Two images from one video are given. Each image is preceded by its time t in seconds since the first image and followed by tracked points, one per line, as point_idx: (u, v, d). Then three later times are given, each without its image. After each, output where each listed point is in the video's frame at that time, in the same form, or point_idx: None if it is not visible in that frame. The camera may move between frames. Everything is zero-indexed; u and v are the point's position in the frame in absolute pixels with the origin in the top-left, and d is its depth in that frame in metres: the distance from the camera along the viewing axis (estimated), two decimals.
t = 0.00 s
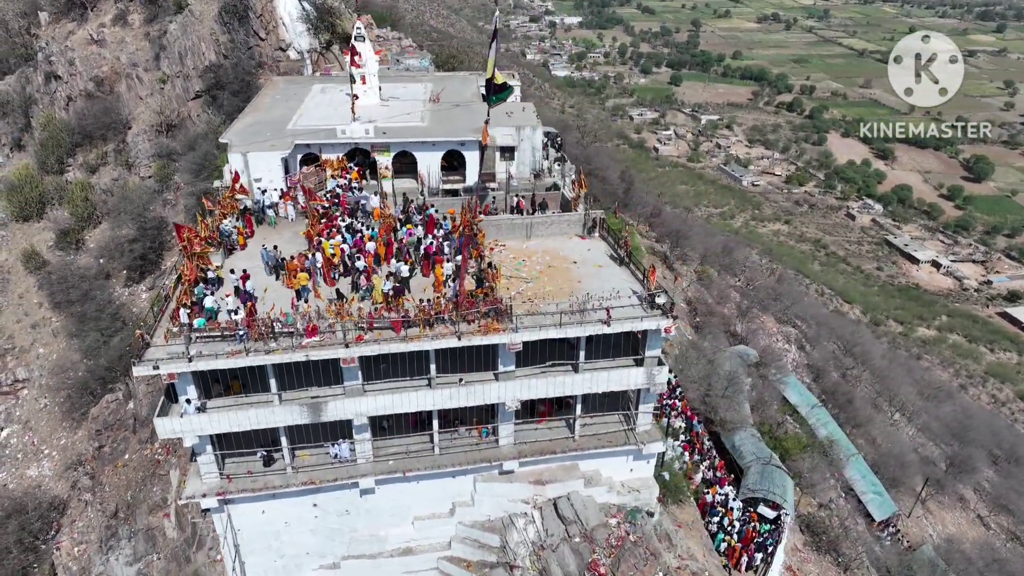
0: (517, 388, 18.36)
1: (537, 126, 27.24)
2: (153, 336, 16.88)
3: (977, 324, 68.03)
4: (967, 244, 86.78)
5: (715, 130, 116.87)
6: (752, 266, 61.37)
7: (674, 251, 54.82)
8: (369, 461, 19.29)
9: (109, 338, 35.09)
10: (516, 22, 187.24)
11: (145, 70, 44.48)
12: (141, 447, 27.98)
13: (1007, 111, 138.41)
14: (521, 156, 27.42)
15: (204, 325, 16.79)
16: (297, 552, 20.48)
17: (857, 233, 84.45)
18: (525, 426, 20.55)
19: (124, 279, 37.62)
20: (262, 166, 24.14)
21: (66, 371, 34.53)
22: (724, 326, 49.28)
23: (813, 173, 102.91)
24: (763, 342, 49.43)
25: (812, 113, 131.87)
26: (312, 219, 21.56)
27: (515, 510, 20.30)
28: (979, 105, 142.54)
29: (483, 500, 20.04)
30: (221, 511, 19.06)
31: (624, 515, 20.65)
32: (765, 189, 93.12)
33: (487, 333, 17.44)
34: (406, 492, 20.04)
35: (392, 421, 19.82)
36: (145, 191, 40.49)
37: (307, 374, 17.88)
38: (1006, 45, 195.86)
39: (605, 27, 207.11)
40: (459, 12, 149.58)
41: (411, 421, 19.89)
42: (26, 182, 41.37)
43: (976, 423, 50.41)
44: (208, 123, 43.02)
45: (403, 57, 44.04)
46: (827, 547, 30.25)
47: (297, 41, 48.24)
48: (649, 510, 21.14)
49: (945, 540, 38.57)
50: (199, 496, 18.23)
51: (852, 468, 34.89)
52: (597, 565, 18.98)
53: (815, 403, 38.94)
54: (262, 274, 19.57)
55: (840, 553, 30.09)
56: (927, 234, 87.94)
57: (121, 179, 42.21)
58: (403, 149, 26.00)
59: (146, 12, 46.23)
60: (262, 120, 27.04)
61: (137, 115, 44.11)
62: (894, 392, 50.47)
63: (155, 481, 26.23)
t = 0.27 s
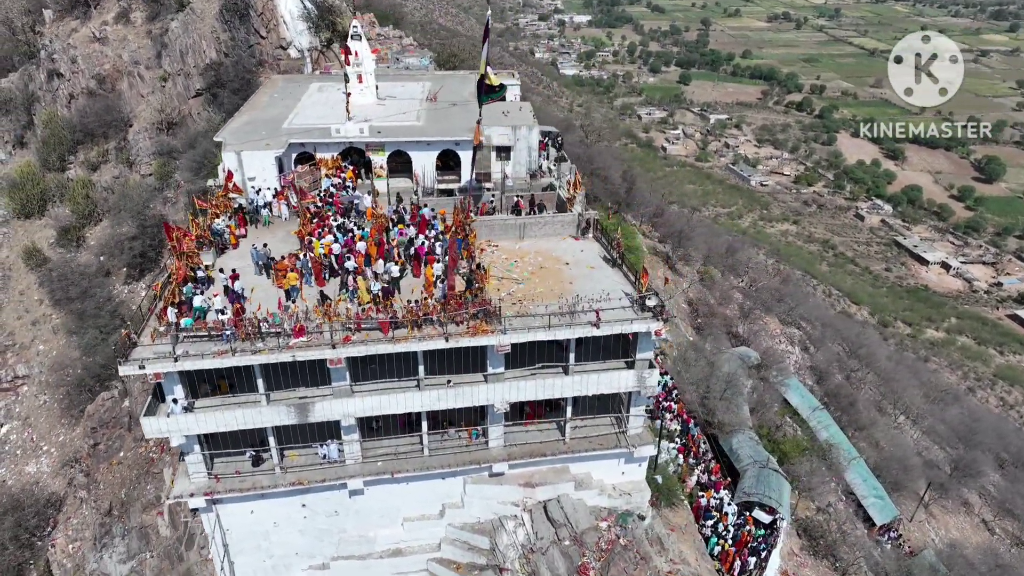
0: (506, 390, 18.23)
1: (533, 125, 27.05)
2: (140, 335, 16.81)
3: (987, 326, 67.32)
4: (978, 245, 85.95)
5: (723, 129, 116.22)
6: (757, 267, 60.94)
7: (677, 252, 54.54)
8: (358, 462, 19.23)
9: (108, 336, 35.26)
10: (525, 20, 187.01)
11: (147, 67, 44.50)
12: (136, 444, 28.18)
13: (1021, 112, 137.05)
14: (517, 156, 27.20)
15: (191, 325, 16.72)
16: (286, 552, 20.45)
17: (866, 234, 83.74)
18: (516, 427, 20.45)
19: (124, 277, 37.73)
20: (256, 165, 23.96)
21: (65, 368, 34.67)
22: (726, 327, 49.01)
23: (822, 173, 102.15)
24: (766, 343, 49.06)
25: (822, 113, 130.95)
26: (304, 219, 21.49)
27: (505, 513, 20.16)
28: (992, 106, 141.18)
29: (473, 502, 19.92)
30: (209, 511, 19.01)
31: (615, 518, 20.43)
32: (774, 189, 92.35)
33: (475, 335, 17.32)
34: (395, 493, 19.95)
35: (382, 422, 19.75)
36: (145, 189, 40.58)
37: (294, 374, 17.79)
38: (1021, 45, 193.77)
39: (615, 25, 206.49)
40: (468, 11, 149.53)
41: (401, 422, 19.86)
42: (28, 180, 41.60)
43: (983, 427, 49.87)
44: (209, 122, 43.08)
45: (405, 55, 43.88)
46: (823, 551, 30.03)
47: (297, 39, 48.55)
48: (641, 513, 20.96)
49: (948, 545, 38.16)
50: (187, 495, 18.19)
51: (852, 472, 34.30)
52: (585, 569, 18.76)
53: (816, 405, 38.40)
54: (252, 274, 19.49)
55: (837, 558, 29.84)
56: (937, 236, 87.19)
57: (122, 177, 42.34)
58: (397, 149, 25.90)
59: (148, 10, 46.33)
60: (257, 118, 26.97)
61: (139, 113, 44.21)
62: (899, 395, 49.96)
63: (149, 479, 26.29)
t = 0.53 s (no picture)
0: (496, 392, 18.12)
1: (531, 126, 26.94)
2: (129, 334, 16.77)
3: (998, 330, 66.54)
4: (990, 248, 85.07)
5: (733, 129, 115.58)
6: (763, 269, 60.52)
7: (681, 253, 54.24)
8: (347, 463, 19.19)
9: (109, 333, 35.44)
10: (536, 19, 186.82)
11: (151, 66, 44.74)
12: (133, 443, 28.26)
13: None
14: (514, 156, 27.07)
15: (180, 325, 16.69)
16: (276, 552, 20.33)
17: (877, 236, 82.98)
18: (508, 430, 20.32)
19: (126, 275, 37.92)
20: (251, 164, 23.94)
21: (67, 365, 34.86)
22: (729, 330, 48.76)
23: (833, 174, 101.39)
24: (770, 346, 48.72)
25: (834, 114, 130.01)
26: (297, 219, 21.46)
27: (495, 515, 20.02)
28: (1007, 107, 139.80)
29: (463, 504, 19.82)
30: (199, 510, 18.95)
31: (606, 523, 20.23)
32: (784, 189, 91.44)
33: (465, 337, 17.22)
34: (386, 494, 19.86)
35: (374, 423, 19.71)
36: (148, 187, 40.77)
37: (284, 375, 17.73)
38: None
39: (626, 25, 205.97)
40: (479, 10, 149.66)
41: (392, 423, 19.83)
42: (32, 177, 41.90)
43: (991, 432, 49.29)
44: (211, 121, 43.25)
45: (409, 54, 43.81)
46: (822, 557, 29.78)
47: (301, 39, 48.13)
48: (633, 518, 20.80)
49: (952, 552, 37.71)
50: (176, 495, 18.20)
51: (853, 477, 33.90)
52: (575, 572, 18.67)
53: (819, 409, 37.98)
54: (244, 274, 19.46)
55: (836, 564, 29.56)
56: (949, 238, 86.39)
57: (126, 175, 42.55)
58: (394, 149, 25.85)
59: (153, 9, 46.56)
60: (255, 118, 27.00)
61: (143, 112, 44.47)
62: (905, 399, 49.45)
63: (145, 478, 26.54)
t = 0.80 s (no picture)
0: (486, 395, 18.02)
1: (530, 127, 26.76)
2: (119, 332, 16.77)
3: (1013, 335, 65.65)
4: (1005, 252, 84.02)
5: (746, 131, 114.86)
6: (770, 271, 60.03)
7: (686, 255, 53.95)
8: (338, 464, 19.15)
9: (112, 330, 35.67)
10: (549, 20, 186.60)
11: (156, 65, 45.01)
12: (130, 440, 28.28)
13: None
14: (513, 157, 26.95)
15: (170, 324, 16.68)
16: (267, 552, 20.32)
17: (889, 239, 82.10)
18: (499, 433, 20.20)
19: (130, 273, 38.14)
20: (248, 164, 23.96)
21: (69, 362, 35.08)
22: (733, 333, 48.43)
23: (846, 176, 100.54)
24: (775, 350, 48.33)
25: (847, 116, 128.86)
26: (291, 219, 21.45)
27: (486, 518, 19.89)
28: None
29: (454, 507, 19.73)
30: (189, 510, 18.95)
31: (598, 527, 20.04)
32: (796, 192, 90.53)
33: (454, 339, 17.13)
34: (377, 496, 19.81)
35: (366, 424, 19.66)
36: (152, 186, 40.98)
37: (273, 376, 17.70)
38: None
39: (639, 26, 205.35)
40: (490, 11, 149.70)
41: (383, 424, 19.77)
42: (38, 175, 42.28)
43: (1001, 438, 48.62)
44: (215, 120, 43.47)
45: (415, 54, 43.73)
46: (821, 564, 29.49)
47: (304, 39, 48.38)
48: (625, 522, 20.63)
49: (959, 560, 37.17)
50: (166, 494, 18.20)
51: (856, 483, 33.42)
52: None
53: (822, 413, 37.39)
54: (237, 274, 19.46)
55: (836, 571, 29.25)
56: (963, 242, 85.45)
57: (130, 174, 42.82)
58: (391, 149, 25.85)
59: (159, 9, 46.87)
60: (254, 117, 27.05)
61: (148, 111, 44.76)
62: (913, 405, 48.85)
63: (141, 476, 26.55)
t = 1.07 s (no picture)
0: (477, 397, 17.96)
1: (529, 128, 26.79)
2: (111, 330, 16.81)
3: None
4: (1020, 256, 83.07)
5: (758, 133, 114.11)
6: (778, 274, 59.55)
7: (691, 257, 53.68)
8: (329, 464, 19.13)
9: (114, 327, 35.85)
10: (561, 20, 186.34)
11: (162, 65, 45.34)
12: (128, 437, 28.35)
13: None
14: (511, 158, 26.95)
15: (161, 323, 16.70)
16: (259, 551, 20.33)
17: (902, 242, 81.32)
18: (492, 435, 20.11)
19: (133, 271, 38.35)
20: (245, 164, 24.00)
21: (72, 358, 35.30)
22: (737, 336, 48.12)
23: (859, 179, 99.78)
24: (779, 353, 47.94)
25: (860, 118, 127.87)
26: (287, 218, 21.47)
27: (478, 520, 19.89)
28: None
29: (445, 508, 19.68)
30: (181, 508, 18.96)
31: (590, 530, 19.92)
32: (808, 194, 89.76)
33: (444, 340, 17.07)
34: (368, 496, 19.79)
35: (358, 424, 19.65)
36: (157, 185, 41.22)
37: (264, 375, 17.70)
38: None
39: (651, 27, 204.71)
40: (502, 11, 149.63)
41: (376, 424, 19.77)
42: (45, 173, 42.62)
43: (1011, 445, 47.97)
44: (219, 119, 43.69)
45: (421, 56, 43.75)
46: (821, 571, 29.18)
47: (309, 39, 48.48)
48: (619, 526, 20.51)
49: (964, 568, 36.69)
50: (158, 492, 18.23)
51: (859, 488, 33.26)
52: None
53: (826, 418, 36.93)
54: (231, 273, 19.50)
55: None
56: (977, 245, 84.62)
57: (136, 172, 43.07)
58: (389, 150, 25.83)
59: (166, 8, 47.25)
60: (253, 117, 27.14)
61: (154, 110, 45.04)
62: (920, 410, 48.30)
63: (139, 472, 26.61)
